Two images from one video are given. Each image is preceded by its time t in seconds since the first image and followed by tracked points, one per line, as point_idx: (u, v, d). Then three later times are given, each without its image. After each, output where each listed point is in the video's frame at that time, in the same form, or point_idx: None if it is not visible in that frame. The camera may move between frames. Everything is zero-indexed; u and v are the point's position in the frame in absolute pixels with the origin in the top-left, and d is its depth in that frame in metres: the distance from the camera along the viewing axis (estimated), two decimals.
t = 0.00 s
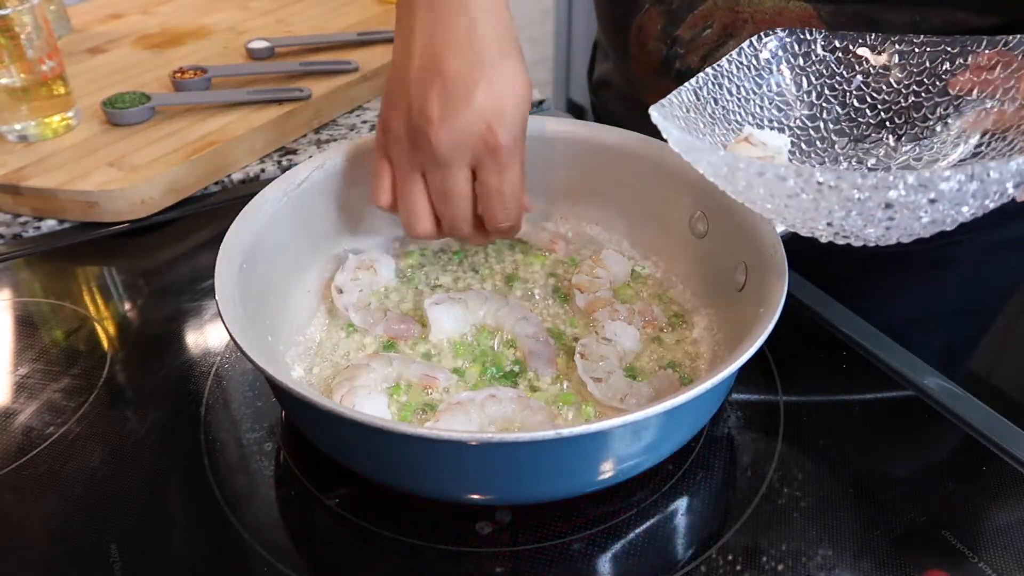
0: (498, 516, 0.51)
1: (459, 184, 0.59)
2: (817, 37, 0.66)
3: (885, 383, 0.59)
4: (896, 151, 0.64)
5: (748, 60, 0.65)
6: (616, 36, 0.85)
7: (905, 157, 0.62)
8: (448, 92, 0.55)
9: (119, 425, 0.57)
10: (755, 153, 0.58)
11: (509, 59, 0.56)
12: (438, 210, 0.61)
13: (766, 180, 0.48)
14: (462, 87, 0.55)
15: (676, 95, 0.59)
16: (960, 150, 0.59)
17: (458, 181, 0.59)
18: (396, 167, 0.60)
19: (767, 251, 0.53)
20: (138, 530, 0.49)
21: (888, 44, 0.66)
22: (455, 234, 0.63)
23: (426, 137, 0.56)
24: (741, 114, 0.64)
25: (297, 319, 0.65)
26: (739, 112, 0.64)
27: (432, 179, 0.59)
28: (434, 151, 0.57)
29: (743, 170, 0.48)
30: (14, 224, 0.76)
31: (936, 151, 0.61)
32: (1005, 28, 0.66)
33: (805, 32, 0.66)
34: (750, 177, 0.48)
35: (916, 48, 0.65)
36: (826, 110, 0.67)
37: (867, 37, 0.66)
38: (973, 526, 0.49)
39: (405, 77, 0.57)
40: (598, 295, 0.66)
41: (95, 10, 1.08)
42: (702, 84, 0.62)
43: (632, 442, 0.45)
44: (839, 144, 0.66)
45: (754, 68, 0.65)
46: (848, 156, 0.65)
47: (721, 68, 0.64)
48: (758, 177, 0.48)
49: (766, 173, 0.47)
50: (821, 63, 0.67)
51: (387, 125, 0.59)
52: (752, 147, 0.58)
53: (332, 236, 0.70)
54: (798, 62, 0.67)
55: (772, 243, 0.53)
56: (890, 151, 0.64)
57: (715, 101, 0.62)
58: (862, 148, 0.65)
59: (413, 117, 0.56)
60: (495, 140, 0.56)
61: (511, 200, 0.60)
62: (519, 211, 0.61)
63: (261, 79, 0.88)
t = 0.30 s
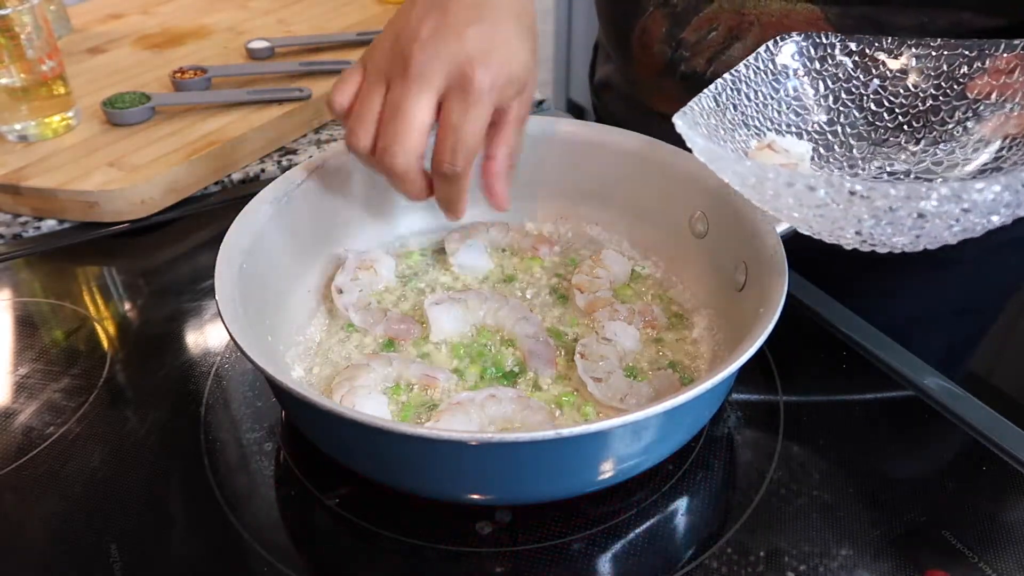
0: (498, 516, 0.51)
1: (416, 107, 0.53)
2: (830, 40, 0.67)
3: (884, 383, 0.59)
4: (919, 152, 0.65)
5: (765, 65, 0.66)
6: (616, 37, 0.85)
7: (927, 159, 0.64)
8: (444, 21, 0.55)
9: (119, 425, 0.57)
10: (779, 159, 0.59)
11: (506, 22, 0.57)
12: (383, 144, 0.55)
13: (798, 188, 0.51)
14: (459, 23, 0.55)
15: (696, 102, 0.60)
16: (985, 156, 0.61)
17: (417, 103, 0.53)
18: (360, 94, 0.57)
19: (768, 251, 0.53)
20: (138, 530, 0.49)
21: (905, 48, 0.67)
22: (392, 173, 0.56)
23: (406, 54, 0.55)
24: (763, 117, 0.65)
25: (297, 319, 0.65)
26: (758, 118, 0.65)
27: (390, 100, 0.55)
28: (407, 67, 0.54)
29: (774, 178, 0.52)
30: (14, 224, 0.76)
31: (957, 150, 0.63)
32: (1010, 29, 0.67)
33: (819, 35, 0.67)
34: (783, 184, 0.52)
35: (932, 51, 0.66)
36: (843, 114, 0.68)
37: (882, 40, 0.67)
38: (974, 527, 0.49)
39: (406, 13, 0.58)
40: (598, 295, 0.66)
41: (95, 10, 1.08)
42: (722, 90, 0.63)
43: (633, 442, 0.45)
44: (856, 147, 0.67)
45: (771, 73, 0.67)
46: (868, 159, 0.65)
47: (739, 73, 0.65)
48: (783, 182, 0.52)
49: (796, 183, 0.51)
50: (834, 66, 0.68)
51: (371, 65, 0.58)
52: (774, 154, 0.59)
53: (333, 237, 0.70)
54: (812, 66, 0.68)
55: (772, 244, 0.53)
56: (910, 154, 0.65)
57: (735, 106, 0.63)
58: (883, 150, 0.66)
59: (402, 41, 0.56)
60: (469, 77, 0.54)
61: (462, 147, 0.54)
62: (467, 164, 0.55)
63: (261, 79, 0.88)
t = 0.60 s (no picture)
0: (498, 516, 0.51)
1: (448, 163, 0.56)
2: (908, 16, 0.65)
3: (885, 383, 0.59)
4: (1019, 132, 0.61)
5: (846, 43, 0.65)
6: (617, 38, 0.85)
7: None
8: (499, 87, 0.55)
9: (119, 425, 0.57)
10: (861, 147, 0.60)
11: (549, 93, 0.56)
12: (413, 177, 0.57)
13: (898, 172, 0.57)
14: (515, 88, 0.55)
15: (790, 79, 0.63)
16: None
17: (448, 160, 0.56)
18: (403, 120, 0.57)
19: (767, 251, 0.53)
20: (138, 531, 0.49)
21: (994, 29, 0.64)
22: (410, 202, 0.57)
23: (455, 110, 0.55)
24: (847, 97, 0.64)
25: (298, 319, 0.65)
26: (838, 95, 0.64)
27: (427, 148, 0.56)
28: (452, 125, 0.55)
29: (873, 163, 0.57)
30: (14, 224, 0.76)
31: None
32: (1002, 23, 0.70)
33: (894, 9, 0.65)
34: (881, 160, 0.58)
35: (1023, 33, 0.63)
36: (930, 97, 0.66)
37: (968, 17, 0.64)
38: (975, 528, 0.49)
39: (465, 54, 0.57)
40: (599, 295, 0.65)
41: (96, 10, 1.08)
42: (803, 67, 0.63)
43: (633, 442, 0.45)
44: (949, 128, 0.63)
45: (853, 52, 0.65)
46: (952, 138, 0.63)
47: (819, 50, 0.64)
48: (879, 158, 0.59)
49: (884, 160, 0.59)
50: (917, 46, 0.66)
51: (420, 86, 0.58)
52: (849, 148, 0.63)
53: (333, 237, 0.70)
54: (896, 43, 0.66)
55: (772, 244, 0.52)
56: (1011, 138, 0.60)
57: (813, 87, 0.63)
58: (982, 131, 0.62)
59: (455, 85, 0.56)
60: (503, 149, 0.55)
61: (474, 203, 0.58)
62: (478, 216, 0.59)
63: (261, 79, 0.88)
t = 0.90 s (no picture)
0: (498, 516, 0.51)
1: (563, 184, 0.53)
2: (969, 9, 0.58)
3: (885, 383, 0.59)
4: None
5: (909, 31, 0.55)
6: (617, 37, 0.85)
7: None
8: (572, 94, 0.57)
9: (119, 425, 0.57)
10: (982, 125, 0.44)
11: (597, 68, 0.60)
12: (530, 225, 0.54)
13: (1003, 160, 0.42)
14: (588, 97, 0.57)
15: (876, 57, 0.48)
16: None
17: (564, 182, 0.54)
18: (496, 174, 0.55)
19: (767, 252, 0.53)
20: (138, 531, 0.49)
21: None
22: (544, 259, 0.54)
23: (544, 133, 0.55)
24: (927, 89, 0.53)
25: (298, 319, 0.65)
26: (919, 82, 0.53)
27: (540, 184, 0.54)
28: (550, 142, 0.54)
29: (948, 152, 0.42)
30: (14, 224, 0.76)
31: None
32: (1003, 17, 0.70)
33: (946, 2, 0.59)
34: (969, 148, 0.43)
35: None
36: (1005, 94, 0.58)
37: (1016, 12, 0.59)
38: (975, 528, 0.49)
39: (515, 83, 0.59)
40: (599, 296, 0.66)
41: (96, 10, 1.08)
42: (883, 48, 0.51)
43: (633, 442, 0.45)
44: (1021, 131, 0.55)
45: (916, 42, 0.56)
46: None
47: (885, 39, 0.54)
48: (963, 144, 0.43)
49: (970, 141, 0.43)
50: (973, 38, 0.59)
51: (495, 136, 0.57)
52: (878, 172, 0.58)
53: (332, 236, 0.70)
54: (959, 39, 0.59)
55: (771, 244, 0.52)
56: None
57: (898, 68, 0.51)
58: None
59: (531, 111, 0.56)
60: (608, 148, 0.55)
61: (606, 218, 0.56)
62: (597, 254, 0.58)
63: (260, 79, 0.88)
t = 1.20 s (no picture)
0: (498, 516, 0.51)
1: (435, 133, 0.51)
2: (968, 25, 0.61)
3: (885, 383, 0.59)
4: None
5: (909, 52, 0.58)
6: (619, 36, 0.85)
7: None
8: (458, 43, 0.54)
9: (119, 425, 0.57)
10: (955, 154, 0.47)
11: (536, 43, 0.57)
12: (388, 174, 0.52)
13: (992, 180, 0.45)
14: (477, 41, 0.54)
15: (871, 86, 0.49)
16: None
17: (437, 123, 0.51)
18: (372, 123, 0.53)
19: (767, 251, 0.53)
20: (138, 530, 0.49)
21: None
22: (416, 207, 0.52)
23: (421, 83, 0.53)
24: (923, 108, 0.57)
25: (298, 319, 0.65)
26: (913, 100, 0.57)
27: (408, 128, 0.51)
28: (426, 90, 0.52)
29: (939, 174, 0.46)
30: (14, 224, 0.76)
31: None
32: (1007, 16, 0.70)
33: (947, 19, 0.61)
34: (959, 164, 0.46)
35: None
36: (994, 108, 0.61)
37: None
38: (973, 527, 0.49)
39: (424, 41, 0.55)
40: (612, 295, 0.66)
41: (96, 11, 1.08)
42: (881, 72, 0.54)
43: (633, 442, 0.45)
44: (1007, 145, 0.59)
45: (916, 61, 0.59)
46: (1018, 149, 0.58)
47: (886, 54, 0.56)
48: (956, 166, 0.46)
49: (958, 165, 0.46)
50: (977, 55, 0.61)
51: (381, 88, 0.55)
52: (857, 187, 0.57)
53: (332, 236, 0.70)
54: (954, 50, 0.61)
55: (771, 244, 0.52)
56: None
57: (894, 91, 0.54)
58: None
59: (428, 65, 0.54)
60: (492, 95, 0.53)
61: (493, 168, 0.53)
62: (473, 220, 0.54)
63: (260, 79, 0.88)
